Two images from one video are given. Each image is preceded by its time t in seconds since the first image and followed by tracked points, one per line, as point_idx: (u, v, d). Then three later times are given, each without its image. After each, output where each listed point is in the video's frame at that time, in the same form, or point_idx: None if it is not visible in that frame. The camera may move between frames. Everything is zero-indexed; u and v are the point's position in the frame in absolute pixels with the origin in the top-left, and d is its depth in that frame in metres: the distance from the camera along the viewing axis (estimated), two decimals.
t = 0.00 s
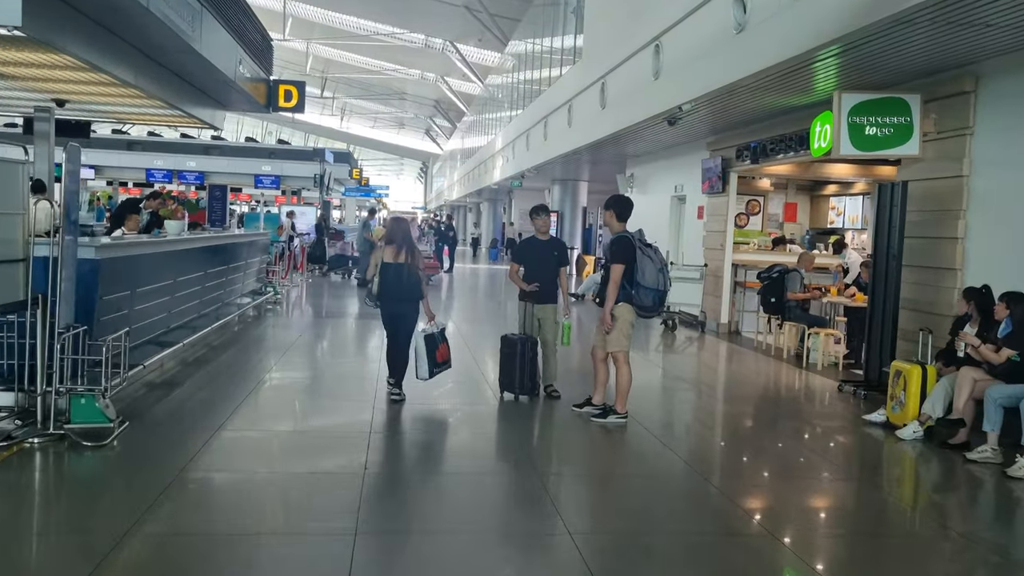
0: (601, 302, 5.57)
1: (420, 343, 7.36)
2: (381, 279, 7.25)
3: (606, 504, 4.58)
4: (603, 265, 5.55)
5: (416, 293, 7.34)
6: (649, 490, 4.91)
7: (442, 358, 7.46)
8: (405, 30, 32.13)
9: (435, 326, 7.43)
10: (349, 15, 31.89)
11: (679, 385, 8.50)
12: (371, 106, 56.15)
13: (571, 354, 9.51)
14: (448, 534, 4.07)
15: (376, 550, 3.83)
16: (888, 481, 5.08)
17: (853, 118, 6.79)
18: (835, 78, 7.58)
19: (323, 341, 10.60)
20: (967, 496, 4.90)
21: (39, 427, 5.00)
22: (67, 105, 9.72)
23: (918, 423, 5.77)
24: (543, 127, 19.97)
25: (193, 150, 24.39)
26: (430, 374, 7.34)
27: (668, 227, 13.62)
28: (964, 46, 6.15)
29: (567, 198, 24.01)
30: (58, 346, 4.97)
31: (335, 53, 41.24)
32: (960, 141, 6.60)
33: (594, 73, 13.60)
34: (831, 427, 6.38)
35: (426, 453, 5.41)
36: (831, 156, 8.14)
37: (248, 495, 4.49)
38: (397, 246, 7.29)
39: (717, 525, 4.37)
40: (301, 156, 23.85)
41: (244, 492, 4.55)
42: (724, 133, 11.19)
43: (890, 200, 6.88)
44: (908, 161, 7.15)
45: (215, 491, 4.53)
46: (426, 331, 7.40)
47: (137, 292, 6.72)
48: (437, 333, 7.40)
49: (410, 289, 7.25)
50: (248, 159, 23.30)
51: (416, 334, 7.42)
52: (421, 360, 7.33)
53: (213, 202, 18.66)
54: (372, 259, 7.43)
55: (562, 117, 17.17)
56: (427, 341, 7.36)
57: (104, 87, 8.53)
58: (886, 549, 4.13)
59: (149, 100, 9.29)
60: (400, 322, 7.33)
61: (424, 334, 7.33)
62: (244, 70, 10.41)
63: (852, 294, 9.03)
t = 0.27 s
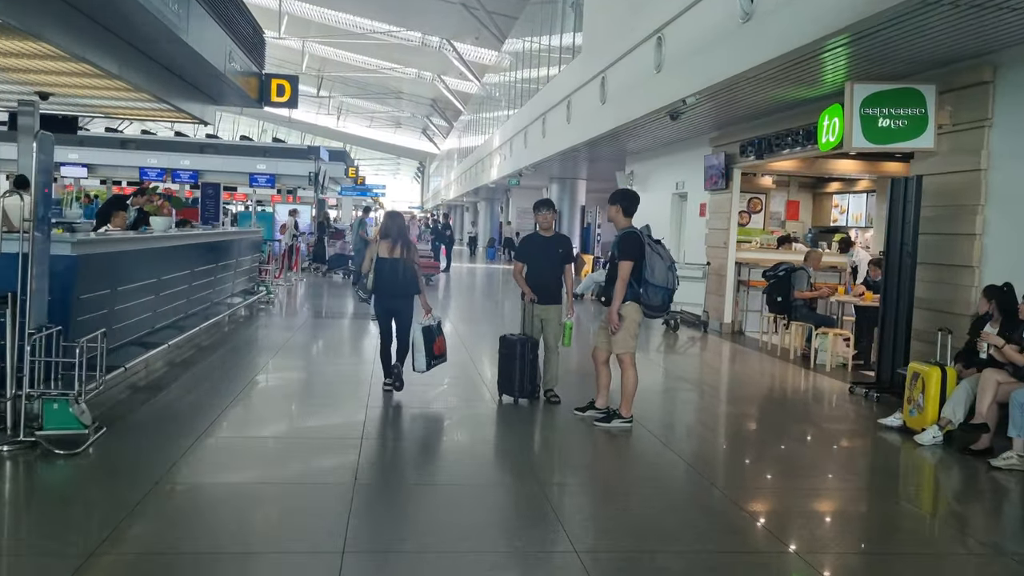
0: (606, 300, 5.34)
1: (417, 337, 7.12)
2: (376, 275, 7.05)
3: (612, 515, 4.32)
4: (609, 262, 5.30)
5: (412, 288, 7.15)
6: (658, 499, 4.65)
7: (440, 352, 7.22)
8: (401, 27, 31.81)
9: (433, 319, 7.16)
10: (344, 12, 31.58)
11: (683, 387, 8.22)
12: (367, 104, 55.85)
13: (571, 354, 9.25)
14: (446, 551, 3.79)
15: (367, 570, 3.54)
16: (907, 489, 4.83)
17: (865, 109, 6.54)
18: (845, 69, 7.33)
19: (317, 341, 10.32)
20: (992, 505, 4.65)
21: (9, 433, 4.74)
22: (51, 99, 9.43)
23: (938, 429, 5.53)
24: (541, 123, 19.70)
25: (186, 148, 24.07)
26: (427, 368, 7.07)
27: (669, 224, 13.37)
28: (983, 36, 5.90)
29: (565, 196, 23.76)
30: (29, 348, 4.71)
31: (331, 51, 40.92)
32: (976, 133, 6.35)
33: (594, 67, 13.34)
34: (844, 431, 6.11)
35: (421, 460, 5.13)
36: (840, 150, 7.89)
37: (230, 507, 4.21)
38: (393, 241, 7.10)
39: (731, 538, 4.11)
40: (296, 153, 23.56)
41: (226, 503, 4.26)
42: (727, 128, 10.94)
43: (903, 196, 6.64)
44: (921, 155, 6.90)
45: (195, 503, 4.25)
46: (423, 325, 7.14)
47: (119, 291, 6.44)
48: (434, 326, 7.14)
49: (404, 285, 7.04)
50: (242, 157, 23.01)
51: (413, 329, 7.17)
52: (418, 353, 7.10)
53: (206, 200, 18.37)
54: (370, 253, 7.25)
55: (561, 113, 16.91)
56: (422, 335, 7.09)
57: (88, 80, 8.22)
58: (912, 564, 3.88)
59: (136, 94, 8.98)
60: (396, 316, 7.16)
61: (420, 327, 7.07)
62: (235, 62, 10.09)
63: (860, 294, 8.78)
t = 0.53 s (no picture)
0: (612, 308, 5.07)
1: (411, 342, 6.92)
2: (372, 281, 6.79)
3: (621, 535, 4.08)
4: (615, 269, 5.05)
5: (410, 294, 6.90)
6: (668, 516, 4.41)
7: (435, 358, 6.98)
8: (395, 27, 31.52)
9: (429, 326, 6.91)
10: (339, 12, 31.28)
11: (687, 394, 7.96)
12: (362, 105, 55.54)
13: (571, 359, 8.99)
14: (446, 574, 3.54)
15: None
16: (929, 509, 4.58)
17: (877, 110, 6.31)
18: (856, 68, 7.08)
19: (310, 344, 10.05)
20: (1019, 523, 4.41)
21: None
22: (33, 97, 9.12)
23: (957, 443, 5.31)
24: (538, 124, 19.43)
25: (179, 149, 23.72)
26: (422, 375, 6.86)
27: (669, 227, 13.12)
28: (1003, 33, 5.67)
29: (562, 197, 23.53)
30: None
31: (325, 51, 40.61)
32: (995, 133, 6.11)
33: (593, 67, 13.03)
34: (859, 445, 5.85)
35: (418, 474, 4.85)
36: (848, 151, 7.71)
37: (215, 528, 3.93)
38: (390, 244, 6.84)
39: (748, 559, 3.87)
40: (290, 154, 23.24)
41: (210, 523, 4.00)
42: (730, 128, 10.69)
43: (917, 199, 6.38)
44: (936, 156, 6.65)
45: (177, 523, 3.97)
46: (419, 331, 6.89)
47: (98, 299, 6.17)
48: (430, 332, 6.90)
49: (402, 292, 6.80)
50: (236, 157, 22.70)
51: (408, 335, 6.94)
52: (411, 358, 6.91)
53: (198, 202, 18.06)
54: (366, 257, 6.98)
55: (558, 113, 16.65)
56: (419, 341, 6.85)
57: (70, 77, 7.93)
58: None
59: (121, 93, 8.70)
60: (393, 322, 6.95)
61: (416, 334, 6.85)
62: (224, 59, 9.79)
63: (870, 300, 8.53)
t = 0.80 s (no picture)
0: (627, 307, 4.86)
1: (419, 336, 6.92)
2: (382, 274, 7.07)
3: (641, 545, 3.83)
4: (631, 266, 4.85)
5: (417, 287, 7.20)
6: (689, 525, 4.16)
7: (442, 352, 6.99)
8: (393, 26, 31.29)
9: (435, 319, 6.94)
10: (336, 10, 31.03)
11: (698, 395, 7.71)
12: (360, 104, 55.27)
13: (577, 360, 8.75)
14: None
15: None
16: (962, 518, 4.35)
17: (899, 101, 6.09)
18: (874, 60, 6.85)
19: (309, 344, 9.77)
20: None
21: None
22: (23, 90, 8.87)
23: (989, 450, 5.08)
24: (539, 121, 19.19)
25: (175, 147, 23.44)
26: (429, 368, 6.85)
27: (674, 225, 12.89)
28: None
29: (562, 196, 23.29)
30: None
31: (323, 50, 40.35)
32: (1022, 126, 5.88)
33: (596, 63, 12.83)
34: (882, 450, 5.60)
35: (422, 480, 4.60)
36: (862, 144, 7.49)
37: (207, 539, 3.68)
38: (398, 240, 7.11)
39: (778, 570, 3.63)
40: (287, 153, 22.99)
41: (204, 532, 3.75)
42: (739, 125, 10.46)
43: (939, 194, 6.14)
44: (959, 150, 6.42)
45: (167, 533, 3.71)
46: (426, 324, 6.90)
47: (89, 300, 5.93)
48: (437, 325, 6.91)
49: (412, 284, 7.05)
50: (233, 156, 22.45)
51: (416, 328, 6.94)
52: (419, 352, 6.91)
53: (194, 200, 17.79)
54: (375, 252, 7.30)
55: (559, 111, 16.41)
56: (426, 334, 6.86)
57: (59, 69, 7.67)
58: None
59: (112, 86, 8.44)
60: (402, 315, 7.10)
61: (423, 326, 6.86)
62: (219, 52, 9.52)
63: (885, 299, 8.29)
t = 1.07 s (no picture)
0: (641, 311, 4.65)
1: (423, 341, 6.68)
2: (385, 278, 6.92)
3: (658, 564, 3.60)
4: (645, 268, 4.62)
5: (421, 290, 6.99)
6: (707, 541, 3.92)
7: (447, 357, 6.74)
8: (392, 24, 31.02)
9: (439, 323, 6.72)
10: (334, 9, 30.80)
11: (707, 399, 7.48)
12: (357, 104, 55.02)
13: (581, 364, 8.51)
14: None
15: None
16: (996, 534, 4.11)
17: (919, 96, 5.85)
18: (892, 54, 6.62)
19: (306, 346, 9.53)
20: None
21: None
22: (12, 86, 8.61)
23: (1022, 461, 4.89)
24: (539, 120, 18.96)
25: (172, 147, 23.20)
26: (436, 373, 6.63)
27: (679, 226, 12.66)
28: None
29: (563, 195, 23.05)
30: None
31: (321, 49, 40.12)
32: None
33: (599, 60, 12.60)
34: (903, 460, 5.36)
35: (424, 493, 4.36)
36: (882, 142, 7.26)
37: (190, 556, 3.45)
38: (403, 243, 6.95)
39: None
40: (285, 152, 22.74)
41: (193, 550, 3.51)
42: (746, 123, 10.23)
43: (961, 193, 5.91)
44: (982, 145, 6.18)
45: (148, 550, 3.49)
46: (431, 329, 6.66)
47: (75, 305, 5.68)
48: (441, 330, 6.67)
49: (416, 288, 6.91)
50: (230, 155, 22.20)
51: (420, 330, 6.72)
52: (424, 357, 6.66)
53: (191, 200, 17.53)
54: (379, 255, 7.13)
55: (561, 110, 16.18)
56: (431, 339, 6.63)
57: (48, 65, 7.42)
58: None
59: (104, 82, 8.18)
60: (405, 319, 6.93)
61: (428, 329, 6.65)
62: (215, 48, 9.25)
63: (900, 301, 8.05)
